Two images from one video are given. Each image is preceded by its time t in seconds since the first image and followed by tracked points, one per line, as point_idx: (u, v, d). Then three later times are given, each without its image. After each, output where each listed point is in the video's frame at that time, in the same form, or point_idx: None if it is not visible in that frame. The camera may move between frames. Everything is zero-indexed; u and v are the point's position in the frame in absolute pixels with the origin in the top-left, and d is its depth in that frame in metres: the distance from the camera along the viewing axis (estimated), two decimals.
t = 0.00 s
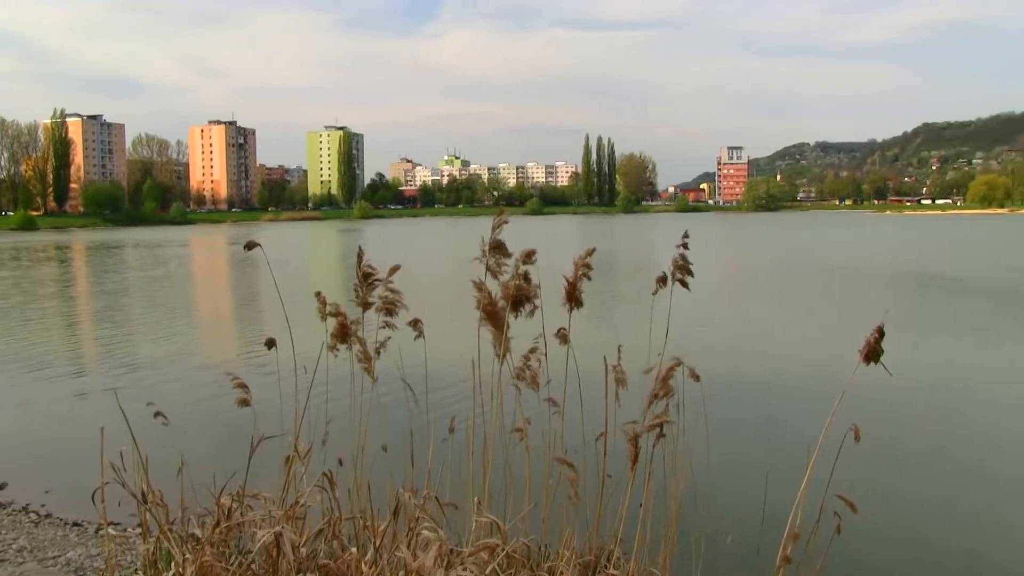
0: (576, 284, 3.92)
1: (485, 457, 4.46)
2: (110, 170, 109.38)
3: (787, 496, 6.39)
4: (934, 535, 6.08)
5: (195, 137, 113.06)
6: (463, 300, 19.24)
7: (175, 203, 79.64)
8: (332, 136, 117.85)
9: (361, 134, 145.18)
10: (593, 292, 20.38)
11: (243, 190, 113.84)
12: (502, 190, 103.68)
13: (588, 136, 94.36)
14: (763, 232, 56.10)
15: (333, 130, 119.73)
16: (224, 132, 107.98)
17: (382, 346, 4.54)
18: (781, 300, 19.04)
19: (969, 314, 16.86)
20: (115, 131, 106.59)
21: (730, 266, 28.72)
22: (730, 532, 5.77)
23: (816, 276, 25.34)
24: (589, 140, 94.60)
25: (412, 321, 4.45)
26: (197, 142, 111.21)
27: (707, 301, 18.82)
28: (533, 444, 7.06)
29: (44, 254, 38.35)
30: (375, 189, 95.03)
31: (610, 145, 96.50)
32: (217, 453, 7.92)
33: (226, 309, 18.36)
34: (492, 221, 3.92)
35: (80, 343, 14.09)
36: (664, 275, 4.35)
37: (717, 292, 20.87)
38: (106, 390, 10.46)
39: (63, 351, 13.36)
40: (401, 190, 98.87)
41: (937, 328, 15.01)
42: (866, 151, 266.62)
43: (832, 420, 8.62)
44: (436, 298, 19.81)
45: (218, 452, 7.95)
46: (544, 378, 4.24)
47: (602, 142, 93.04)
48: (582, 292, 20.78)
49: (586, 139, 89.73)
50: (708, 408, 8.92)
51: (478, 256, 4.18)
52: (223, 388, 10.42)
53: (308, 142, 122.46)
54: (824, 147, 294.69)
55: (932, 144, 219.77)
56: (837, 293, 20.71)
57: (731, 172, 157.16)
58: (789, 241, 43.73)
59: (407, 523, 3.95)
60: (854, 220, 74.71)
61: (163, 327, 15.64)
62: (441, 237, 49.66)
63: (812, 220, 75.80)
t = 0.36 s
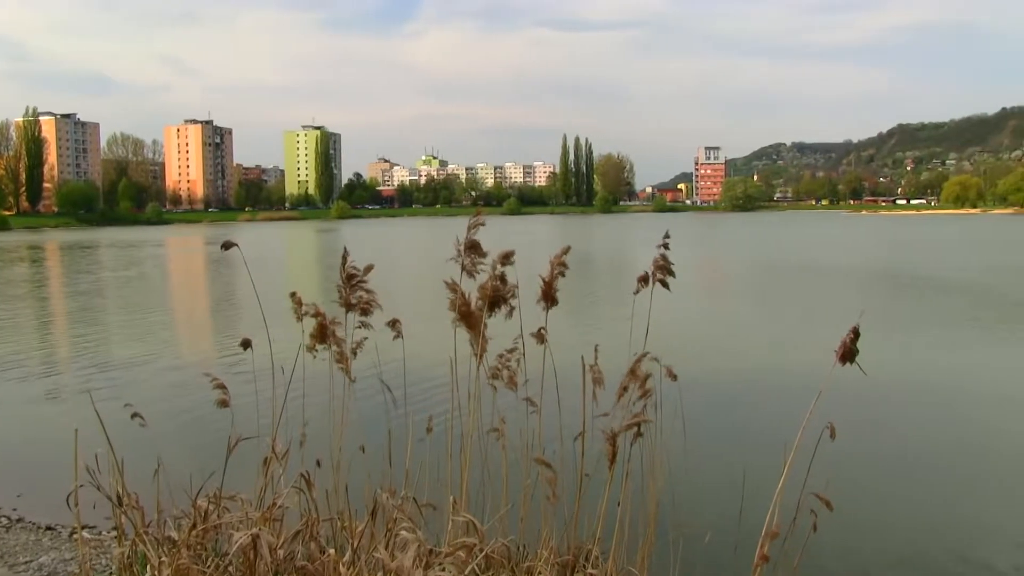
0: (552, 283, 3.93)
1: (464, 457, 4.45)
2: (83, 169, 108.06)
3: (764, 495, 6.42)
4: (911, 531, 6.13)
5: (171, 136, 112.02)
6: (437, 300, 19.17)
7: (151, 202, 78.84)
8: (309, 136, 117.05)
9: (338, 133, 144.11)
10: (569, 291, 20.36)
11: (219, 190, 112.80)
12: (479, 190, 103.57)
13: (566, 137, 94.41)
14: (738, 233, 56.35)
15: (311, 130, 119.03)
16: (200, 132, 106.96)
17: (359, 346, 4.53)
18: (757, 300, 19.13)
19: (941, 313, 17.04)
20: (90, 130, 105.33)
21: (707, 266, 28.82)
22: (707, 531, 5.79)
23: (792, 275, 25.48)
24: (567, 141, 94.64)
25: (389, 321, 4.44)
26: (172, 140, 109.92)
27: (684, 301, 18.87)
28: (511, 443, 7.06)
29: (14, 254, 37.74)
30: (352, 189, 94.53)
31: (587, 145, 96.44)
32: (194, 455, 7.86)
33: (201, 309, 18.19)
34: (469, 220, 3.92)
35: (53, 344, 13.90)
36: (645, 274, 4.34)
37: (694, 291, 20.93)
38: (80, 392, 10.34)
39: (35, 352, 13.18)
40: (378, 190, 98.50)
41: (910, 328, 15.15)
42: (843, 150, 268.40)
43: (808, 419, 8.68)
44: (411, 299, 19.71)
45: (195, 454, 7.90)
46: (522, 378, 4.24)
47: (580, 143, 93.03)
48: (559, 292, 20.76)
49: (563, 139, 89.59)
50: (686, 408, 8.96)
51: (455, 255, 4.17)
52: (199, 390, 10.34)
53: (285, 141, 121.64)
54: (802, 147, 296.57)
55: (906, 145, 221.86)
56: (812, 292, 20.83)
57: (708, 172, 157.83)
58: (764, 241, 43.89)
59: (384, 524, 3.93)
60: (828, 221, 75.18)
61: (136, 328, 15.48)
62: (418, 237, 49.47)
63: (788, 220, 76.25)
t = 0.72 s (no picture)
0: (521, 282, 3.93)
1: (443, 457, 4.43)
2: (59, 169, 106.71)
3: (743, 494, 6.45)
4: (888, 529, 6.18)
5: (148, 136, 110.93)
6: (413, 300, 19.09)
7: (128, 203, 78.07)
8: (288, 135, 116.40)
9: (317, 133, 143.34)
10: (546, 292, 20.33)
11: (197, 189, 111.74)
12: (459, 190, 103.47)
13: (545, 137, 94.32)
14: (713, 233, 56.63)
15: (290, 130, 118.40)
16: (178, 131, 105.76)
17: (337, 346, 4.50)
18: (734, 299, 19.21)
19: (915, 312, 17.21)
20: (65, 129, 104.09)
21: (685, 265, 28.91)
22: (688, 530, 5.81)
23: (770, 275, 25.61)
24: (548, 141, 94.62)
25: (368, 321, 4.44)
26: (149, 140, 108.49)
27: (662, 300, 18.92)
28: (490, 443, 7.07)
29: None
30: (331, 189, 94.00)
31: (565, 145, 96.03)
32: (173, 458, 7.80)
33: (177, 310, 18.03)
34: (452, 220, 3.92)
35: (26, 345, 13.71)
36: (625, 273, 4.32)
37: (672, 291, 21.00)
38: (55, 394, 10.23)
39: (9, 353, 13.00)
40: (357, 190, 98.10)
41: (885, 327, 15.29)
42: (823, 150, 270.10)
43: (786, 418, 8.73)
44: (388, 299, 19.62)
45: (173, 456, 7.84)
46: (502, 377, 4.22)
47: (559, 143, 93.08)
48: (538, 292, 20.74)
49: (544, 139, 89.46)
50: (666, 408, 8.99)
51: (437, 255, 4.16)
52: (178, 391, 10.25)
53: (264, 142, 120.90)
54: (781, 147, 298.64)
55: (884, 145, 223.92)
56: (789, 292, 20.95)
57: (687, 173, 158.97)
58: (741, 241, 44.09)
59: (364, 525, 3.91)
60: (806, 221, 75.66)
61: (111, 329, 15.31)
62: (395, 238, 49.25)
63: (766, 220, 76.68)
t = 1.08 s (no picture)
0: (490, 282, 3.96)
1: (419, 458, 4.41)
2: (31, 168, 105.10)
3: (718, 493, 6.49)
4: (860, 527, 6.24)
5: (123, 135, 109.52)
6: (387, 300, 18.98)
7: (102, 203, 77.04)
8: (265, 135, 115.35)
9: (293, 133, 142.27)
10: (520, 292, 20.26)
11: (173, 189, 110.39)
12: (437, 190, 103.12)
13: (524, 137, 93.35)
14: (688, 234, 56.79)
15: (267, 129, 117.35)
16: (154, 129, 104.49)
17: (313, 347, 4.48)
18: (708, 299, 19.28)
19: (885, 311, 17.38)
20: (37, 129, 102.56)
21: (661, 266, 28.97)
22: (664, 530, 5.83)
23: (746, 274, 25.73)
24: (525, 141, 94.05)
25: (345, 321, 4.43)
26: (124, 140, 106.96)
27: (637, 301, 18.93)
28: (467, 444, 7.07)
29: None
30: (308, 188, 93.28)
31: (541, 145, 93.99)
32: (149, 460, 7.73)
33: (150, 311, 17.82)
34: (432, 220, 3.91)
35: None
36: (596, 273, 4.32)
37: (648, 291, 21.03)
38: (26, 396, 10.09)
39: None
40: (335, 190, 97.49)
41: (858, 326, 15.42)
42: (800, 150, 271.64)
43: (761, 417, 8.78)
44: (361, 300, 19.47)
45: (148, 459, 7.77)
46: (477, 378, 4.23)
47: (537, 143, 92.89)
48: (513, 292, 20.68)
49: (521, 138, 89.18)
50: (643, 408, 9.01)
51: (413, 255, 4.16)
52: (152, 393, 10.16)
53: (241, 141, 119.74)
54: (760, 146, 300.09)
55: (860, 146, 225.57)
56: (764, 291, 21.06)
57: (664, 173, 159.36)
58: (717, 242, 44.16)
59: (341, 527, 3.89)
60: (781, 221, 76.04)
61: (82, 331, 15.10)
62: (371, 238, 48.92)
63: (742, 220, 77.03)
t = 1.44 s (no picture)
0: (469, 281, 3.94)
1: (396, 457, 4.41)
2: None
3: (693, 492, 6.53)
4: (831, 523, 6.32)
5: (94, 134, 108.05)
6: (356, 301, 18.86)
7: (73, 203, 75.89)
8: (238, 134, 114.32)
9: (267, 134, 141.04)
10: (493, 293, 20.19)
11: (146, 190, 109.03)
12: (412, 190, 102.79)
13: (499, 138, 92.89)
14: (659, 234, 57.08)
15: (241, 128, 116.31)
16: (126, 128, 103.38)
17: (288, 348, 4.46)
18: (680, 298, 19.34)
19: (853, 309, 17.57)
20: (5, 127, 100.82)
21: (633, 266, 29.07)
22: (640, 528, 5.87)
23: (717, 274, 25.90)
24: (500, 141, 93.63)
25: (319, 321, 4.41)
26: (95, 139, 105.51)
27: (609, 300, 18.99)
28: (443, 445, 7.07)
29: None
30: (283, 188, 92.60)
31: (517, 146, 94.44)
32: (122, 463, 7.64)
33: (118, 313, 17.56)
34: (400, 221, 3.89)
35: None
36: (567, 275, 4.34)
37: (620, 291, 21.09)
38: None
39: None
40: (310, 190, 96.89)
41: (828, 324, 15.61)
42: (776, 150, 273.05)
43: (734, 416, 8.85)
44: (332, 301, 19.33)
45: (121, 462, 7.70)
46: (451, 378, 4.23)
47: (513, 143, 92.87)
48: (485, 293, 20.64)
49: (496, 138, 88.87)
50: (617, 407, 9.06)
51: (382, 255, 4.15)
52: (124, 395, 10.05)
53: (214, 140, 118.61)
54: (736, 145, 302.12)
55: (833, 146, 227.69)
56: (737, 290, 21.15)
57: (639, 173, 160.01)
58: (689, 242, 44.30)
59: (316, 527, 3.87)
60: (754, 220, 76.61)
61: (48, 333, 14.85)
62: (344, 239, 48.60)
63: (715, 220, 77.53)
